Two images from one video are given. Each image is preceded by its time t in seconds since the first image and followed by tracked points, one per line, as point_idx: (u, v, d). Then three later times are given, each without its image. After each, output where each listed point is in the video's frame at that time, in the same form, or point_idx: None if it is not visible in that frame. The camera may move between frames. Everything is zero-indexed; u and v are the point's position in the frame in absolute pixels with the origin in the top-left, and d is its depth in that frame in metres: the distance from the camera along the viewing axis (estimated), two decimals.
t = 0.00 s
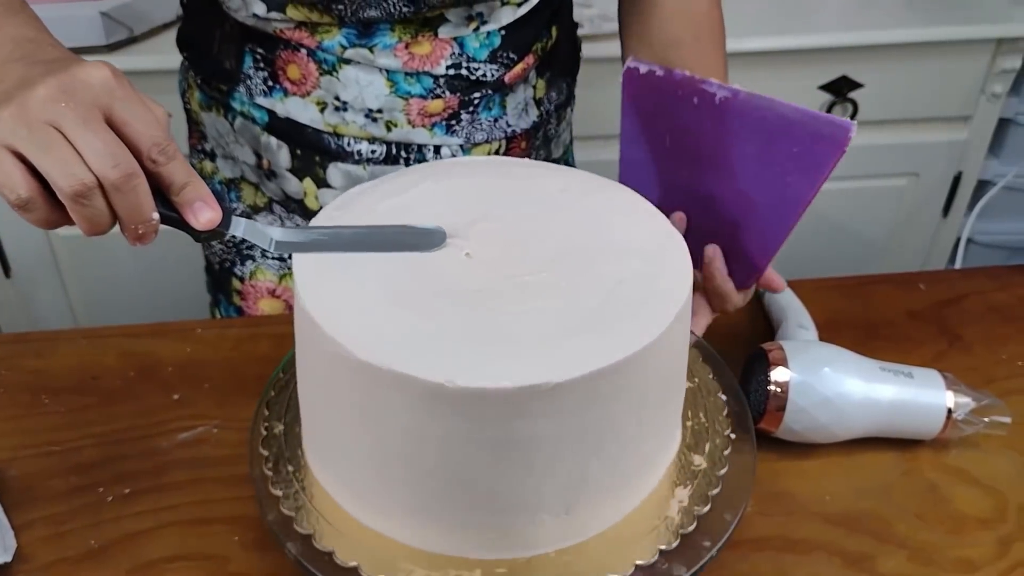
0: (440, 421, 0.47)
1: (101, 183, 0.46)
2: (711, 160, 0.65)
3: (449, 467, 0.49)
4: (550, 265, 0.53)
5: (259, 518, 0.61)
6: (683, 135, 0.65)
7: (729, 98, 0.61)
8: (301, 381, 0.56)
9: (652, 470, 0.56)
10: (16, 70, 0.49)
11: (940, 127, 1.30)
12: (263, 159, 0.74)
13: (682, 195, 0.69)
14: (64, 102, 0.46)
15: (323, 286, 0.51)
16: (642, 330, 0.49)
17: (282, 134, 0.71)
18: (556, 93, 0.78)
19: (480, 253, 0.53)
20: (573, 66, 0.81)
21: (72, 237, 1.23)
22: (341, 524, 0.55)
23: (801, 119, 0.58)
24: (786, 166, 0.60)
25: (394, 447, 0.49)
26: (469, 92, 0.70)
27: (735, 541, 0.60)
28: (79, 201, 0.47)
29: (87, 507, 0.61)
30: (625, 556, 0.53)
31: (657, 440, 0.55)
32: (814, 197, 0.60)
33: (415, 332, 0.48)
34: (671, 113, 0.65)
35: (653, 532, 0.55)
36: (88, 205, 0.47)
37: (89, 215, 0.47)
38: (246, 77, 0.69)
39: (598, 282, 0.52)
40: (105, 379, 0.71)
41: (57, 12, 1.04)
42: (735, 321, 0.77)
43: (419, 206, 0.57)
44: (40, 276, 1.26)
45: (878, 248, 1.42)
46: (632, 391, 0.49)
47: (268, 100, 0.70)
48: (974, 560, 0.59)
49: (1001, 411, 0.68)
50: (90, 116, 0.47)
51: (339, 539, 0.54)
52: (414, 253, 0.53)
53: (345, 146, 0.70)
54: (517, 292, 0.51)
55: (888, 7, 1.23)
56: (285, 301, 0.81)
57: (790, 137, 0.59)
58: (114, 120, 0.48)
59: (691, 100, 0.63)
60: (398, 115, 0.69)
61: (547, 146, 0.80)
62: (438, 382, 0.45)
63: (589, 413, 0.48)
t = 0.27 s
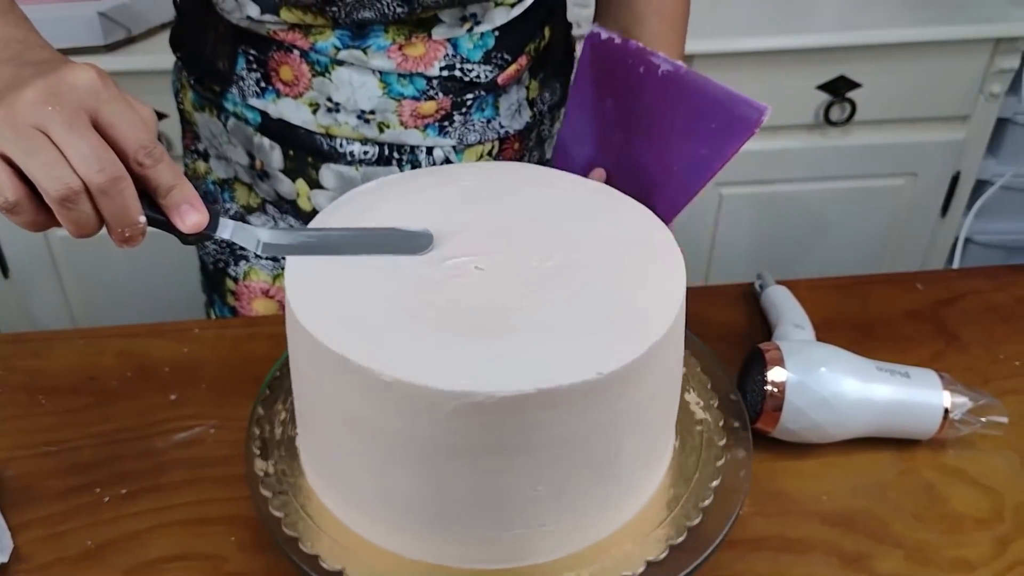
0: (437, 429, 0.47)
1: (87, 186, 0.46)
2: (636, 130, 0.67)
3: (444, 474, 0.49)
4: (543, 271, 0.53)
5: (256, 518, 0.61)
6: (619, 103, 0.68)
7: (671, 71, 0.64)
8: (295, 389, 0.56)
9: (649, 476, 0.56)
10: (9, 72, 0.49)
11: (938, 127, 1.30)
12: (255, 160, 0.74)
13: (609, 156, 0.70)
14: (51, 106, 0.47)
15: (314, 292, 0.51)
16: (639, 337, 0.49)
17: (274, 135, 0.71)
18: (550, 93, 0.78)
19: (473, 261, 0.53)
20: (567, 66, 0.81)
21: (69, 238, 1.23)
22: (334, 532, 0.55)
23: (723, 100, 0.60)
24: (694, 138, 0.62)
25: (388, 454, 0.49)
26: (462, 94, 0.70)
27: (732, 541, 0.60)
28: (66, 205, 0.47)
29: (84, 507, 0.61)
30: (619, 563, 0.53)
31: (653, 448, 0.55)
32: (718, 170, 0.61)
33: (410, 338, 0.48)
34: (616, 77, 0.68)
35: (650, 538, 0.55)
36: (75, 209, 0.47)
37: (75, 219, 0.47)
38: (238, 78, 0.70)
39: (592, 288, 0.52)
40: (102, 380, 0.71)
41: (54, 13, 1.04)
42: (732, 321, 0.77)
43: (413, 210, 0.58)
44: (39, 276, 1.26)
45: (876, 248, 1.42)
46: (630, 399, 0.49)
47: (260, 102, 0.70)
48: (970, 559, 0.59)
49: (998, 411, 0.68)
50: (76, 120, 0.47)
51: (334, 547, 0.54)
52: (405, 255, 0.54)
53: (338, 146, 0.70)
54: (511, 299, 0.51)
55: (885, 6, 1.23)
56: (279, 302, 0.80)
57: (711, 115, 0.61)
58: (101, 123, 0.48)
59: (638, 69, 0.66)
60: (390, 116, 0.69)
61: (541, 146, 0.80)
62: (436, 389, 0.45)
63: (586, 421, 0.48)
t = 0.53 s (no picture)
0: (438, 436, 0.47)
1: (85, 185, 0.46)
2: (654, 126, 0.67)
3: (442, 481, 0.49)
4: (541, 275, 0.53)
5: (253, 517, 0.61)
6: (621, 97, 0.68)
7: (672, 63, 0.63)
8: (291, 390, 0.56)
9: (655, 479, 0.56)
10: (4, 71, 0.49)
11: (937, 126, 1.30)
12: (251, 159, 0.74)
13: (635, 157, 0.70)
14: (48, 103, 0.46)
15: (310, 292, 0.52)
16: (639, 344, 0.48)
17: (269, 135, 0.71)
18: (545, 92, 0.78)
19: (468, 264, 0.53)
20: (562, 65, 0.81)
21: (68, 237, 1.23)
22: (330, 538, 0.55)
23: (736, 80, 0.60)
24: (724, 125, 0.62)
25: (383, 460, 0.49)
26: (458, 93, 0.70)
27: (729, 540, 0.60)
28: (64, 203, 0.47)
29: (81, 506, 0.61)
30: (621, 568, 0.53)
31: (655, 453, 0.55)
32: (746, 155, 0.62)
33: (401, 342, 0.48)
34: (619, 81, 0.67)
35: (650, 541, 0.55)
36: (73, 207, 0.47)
37: (74, 217, 0.48)
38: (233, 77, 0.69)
39: (591, 293, 0.52)
40: (99, 379, 0.71)
41: (51, 12, 1.04)
42: (730, 320, 0.77)
43: (410, 210, 0.58)
44: (38, 275, 1.26)
45: (874, 247, 1.42)
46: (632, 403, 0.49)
47: (255, 101, 0.70)
48: (968, 559, 0.59)
49: (996, 410, 0.68)
50: (74, 118, 0.46)
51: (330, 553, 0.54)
52: (399, 253, 0.54)
53: (333, 145, 0.70)
54: (506, 302, 0.51)
55: (884, 5, 1.23)
56: (273, 301, 0.80)
57: (726, 97, 0.61)
58: (99, 121, 0.47)
59: (638, 68, 0.66)
60: (385, 115, 0.69)
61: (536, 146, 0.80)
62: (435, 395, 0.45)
63: (588, 428, 0.48)
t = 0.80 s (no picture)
0: (445, 434, 0.47)
1: (94, 183, 0.46)
2: (699, 138, 0.66)
3: (449, 479, 0.48)
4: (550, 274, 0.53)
5: (253, 517, 0.61)
6: (665, 115, 0.66)
7: (717, 77, 0.62)
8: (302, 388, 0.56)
9: (667, 482, 0.56)
10: (5, 71, 0.49)
11: (937, 125, 1.30)
12: (254, 159, 0.74)
13: (682, 169, 0.68)
14: (57, 102, 0.46)
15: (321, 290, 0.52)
16: (646, 345, 0.48)
17: (274, 136, 0.71)
18: (547, 92, 0.78)
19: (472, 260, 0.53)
20: (562, 64, 0.81)
21: (68, 236, 1.22)
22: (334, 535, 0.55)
23: (795, 90, 0.59)
24: (789, 135, 0.61)
25: (391, 457, 0.49)
26: (461, 93, 0.70)
27: (730, 539, 0.60)
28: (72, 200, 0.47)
29: (81, 506, 0.61)
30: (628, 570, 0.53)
31: (667, 455, 0.54)
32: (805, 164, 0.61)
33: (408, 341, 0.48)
34: (655, 96, 0.66)
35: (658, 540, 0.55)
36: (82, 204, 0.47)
37: (81, 215, 0.47)
38: (236, 78, 0.69)
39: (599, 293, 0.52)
40: (99, 379, 0.71)
41: (51, 11, 1.04)
42: (730, 319, 0.77)
43: (412, 209, 0.58)
44: (38, 274, 1.26)
45: (874, 246, 1.42)
46: (641, 402, 0.49)
47: (259, 102, 0.70)
48: (969, 558, 0.59)
49: (997, 409, 0.68)
50: (82, 116, 0.47)
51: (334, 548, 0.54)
52: (406, 257, 0.54)
53: (337, 146, 0.70)
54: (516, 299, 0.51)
55: (885, 4, 1.23)
56: (276, 301, 0.80)
57: (780, 106, 0.60)
58: (107, 120, 0.48)
59: (677, 82, 0.64)
60: (390, 116, 0.69)
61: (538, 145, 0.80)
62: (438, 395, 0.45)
63: (596, 426, 0.48)
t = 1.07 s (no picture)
0: (452, 426, 0.47)
1: (100, 179, 0.46)
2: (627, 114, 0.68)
3: (458, 470, 0.48)
4: (560, 267, 0.53)
5: (253, 515, 0.61)
6: (613, 87, 0.69)
7: (667, 60, 0.65)
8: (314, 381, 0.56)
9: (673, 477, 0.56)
10: (5, 69, 0.49)
11: (938, 123, 1.30)
12: (257, 158, 0.73)
13: (606, 138, 0.71)
14: (62, 97, 0.46)
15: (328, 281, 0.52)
16: (657, 340, 0.48)
17: (278, 134, 0.71)
18: (550, 89, 0.78)
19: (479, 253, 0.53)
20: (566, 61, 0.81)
21: (69, 235, 1.22)
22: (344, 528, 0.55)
23: (718, 84, 0.62)
24: (696, 125, 0.64)
25: (402, 449, 0.49)
26: (466, 91, 0.70)
27: (730, 537, 0.60)
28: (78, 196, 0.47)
29: (81, 504, 0.61)
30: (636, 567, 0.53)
31: (675, 448, 0.54)
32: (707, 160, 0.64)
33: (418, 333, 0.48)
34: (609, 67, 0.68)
35: (661, 535, 0.55)
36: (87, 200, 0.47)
37: (87, 210, 0.48)
38: (240, 76, 0.69)
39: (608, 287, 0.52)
40: (100, 377, 0.71)
41: (52, 10, 1.04)
42: (732, 317, 0.77)
43: (417, 205, 0.58)
44: (38, 273, 1.25)
45: (875, 245, 1.42)
46: (649, 395, 0.49)
47: (262, 100, 0.69)
48: (970, 555, 0.59)
49: (997, 406, 0.68)
50: (88, 111, 0.46)
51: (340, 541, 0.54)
52: (408, 253, 0.54)
53: (341, 145, 0.70)
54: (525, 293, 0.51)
55: (886, 3, 1.23)
56: (278, 299, 0.80)
57: (704, 96, 0.63)
58: (112, 114, 0.47)
59: (632, 58, 0.67)
60: (394, 114, 0.69)
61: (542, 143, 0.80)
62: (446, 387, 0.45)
63: (603, 420, 0.48)
